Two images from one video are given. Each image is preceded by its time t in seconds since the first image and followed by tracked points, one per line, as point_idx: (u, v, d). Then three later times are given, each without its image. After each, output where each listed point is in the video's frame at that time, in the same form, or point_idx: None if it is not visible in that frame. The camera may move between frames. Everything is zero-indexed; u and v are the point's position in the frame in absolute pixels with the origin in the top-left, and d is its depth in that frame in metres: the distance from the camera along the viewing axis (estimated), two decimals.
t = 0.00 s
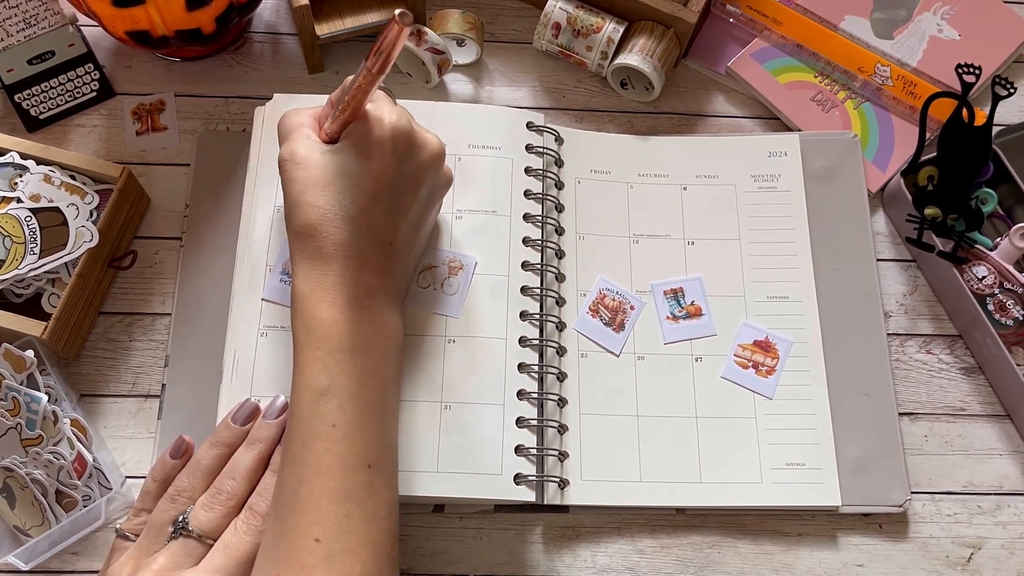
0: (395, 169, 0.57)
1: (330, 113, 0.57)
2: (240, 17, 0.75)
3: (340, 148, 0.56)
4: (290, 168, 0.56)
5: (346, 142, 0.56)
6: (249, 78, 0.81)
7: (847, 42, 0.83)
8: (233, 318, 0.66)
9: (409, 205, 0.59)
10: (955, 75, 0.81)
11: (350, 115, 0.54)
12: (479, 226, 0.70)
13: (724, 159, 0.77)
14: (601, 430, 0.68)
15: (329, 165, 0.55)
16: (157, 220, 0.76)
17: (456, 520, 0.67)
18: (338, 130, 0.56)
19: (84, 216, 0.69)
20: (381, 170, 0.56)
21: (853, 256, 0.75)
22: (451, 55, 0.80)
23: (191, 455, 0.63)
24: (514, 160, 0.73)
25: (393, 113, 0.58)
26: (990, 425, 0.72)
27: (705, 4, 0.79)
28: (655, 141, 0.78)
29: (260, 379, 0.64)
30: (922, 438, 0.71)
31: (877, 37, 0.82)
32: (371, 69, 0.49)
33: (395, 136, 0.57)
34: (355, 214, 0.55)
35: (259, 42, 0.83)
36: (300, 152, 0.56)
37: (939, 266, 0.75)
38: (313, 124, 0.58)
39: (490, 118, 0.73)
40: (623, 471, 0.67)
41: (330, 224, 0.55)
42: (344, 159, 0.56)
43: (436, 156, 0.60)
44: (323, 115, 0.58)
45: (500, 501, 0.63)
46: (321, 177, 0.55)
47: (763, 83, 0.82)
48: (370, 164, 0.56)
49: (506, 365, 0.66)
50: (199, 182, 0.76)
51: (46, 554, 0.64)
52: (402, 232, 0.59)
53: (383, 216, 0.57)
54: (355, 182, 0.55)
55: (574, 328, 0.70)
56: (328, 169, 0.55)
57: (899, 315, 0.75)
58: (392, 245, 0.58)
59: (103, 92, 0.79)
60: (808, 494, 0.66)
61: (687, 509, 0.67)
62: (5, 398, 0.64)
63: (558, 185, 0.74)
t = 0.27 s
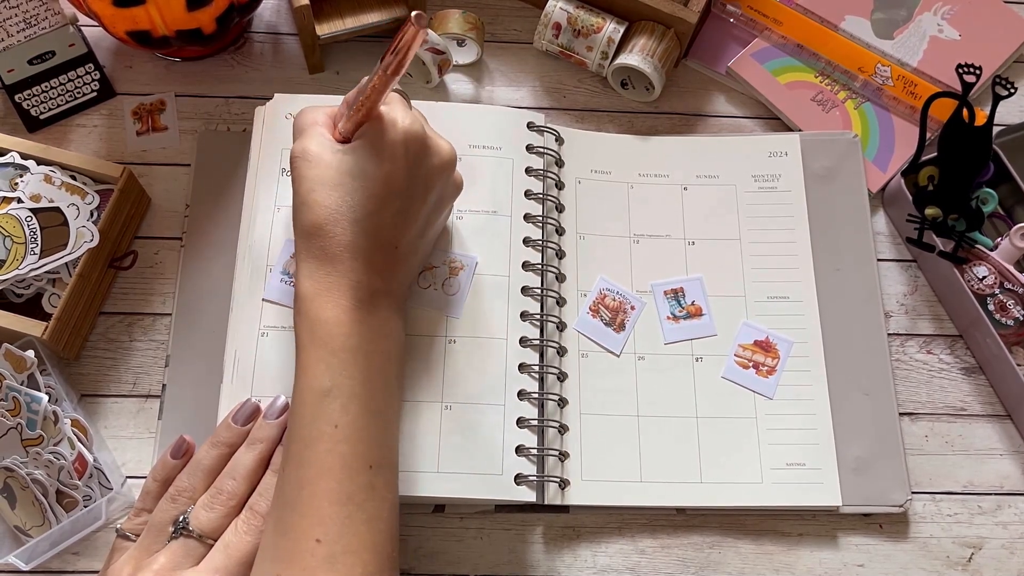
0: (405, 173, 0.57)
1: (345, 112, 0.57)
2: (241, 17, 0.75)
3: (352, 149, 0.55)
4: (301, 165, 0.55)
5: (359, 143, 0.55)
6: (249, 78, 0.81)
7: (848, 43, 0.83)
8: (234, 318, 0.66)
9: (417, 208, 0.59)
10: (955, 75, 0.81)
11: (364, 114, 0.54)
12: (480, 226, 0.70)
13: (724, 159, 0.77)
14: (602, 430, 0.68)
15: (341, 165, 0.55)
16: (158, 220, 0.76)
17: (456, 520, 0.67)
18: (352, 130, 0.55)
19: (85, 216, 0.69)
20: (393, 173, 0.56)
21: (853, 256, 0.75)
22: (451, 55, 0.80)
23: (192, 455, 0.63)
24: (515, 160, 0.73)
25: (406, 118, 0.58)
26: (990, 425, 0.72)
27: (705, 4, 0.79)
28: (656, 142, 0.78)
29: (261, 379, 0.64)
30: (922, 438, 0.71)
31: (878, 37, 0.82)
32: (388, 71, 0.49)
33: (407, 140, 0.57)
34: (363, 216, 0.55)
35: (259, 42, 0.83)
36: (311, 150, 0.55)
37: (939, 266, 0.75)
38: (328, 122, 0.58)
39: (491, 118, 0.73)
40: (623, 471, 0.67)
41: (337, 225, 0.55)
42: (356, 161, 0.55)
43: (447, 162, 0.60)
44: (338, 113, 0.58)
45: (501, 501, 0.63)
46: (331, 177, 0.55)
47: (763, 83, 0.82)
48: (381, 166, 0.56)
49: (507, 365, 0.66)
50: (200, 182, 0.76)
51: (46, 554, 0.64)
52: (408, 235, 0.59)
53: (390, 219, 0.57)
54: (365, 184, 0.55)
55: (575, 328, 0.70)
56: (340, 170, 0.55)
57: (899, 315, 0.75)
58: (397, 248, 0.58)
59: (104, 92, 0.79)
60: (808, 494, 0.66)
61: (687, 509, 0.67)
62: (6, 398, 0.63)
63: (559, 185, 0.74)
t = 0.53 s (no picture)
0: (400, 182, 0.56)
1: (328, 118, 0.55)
2: (239, 17, 0.75)
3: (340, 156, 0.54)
4: (289, 175, 0.53)
5: (347, 150, 0.54)
6: (248, 77, 0.81)
7: (846, 42, 0.83)
8: (232, 318, 0.66)
9: (412, 216, 0.58)
10: (954, 75, 0.81)
11: (355, 120, 0.52)
12: (477, 226, 0.70)
13: (723, 159, 0.77)
14: (600, 430, 0.68)
15: (331, 173, 0.53)
16: (156, 220, 0.76)
17: (455, 520, 0.67)
18: (337, 136, 0.54)
19: (83, 216, 0.69)
20: (386, 181, 0.55)
21: (851, 256, 0.75)
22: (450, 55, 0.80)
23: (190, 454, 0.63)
24: (513, 160, 0.73)
25: (397, 122, 0.56)
26: (988, 424, 0.72)
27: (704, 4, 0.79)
28: (654, 141, 0.78)
29: (259, 379, 0.64)
30: (921, 437, 0.71)
31: (876, 37, 0.82)
32: (383, 76, 0.47)
33: (400, 145, 0.55)
34: (359, 228, 0.54)
35: (258, 42, 0.83)
36: (299, 159, 0.53)
37: (938, 266, 0.75)
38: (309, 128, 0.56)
39: (488, 118, 0.73)
40: (621, 471, 0.67)
41: (332, 236, 0.54)
42: (347, 168, 0.54)
43: (441, 165, 0.59)
44: (318, 118, 0.56)
45: (499, 501, 0.63)
46: (323, 186, 0.53)
47: (761, 82, 0.82)
48: (374, 174, 0.54)
49: (505, 365, 0.66)
50: (198, 181, 0.76)
51: (44, 554, 0.64)
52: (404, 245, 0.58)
53: (386, 228, 0.56)
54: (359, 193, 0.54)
55: (573, 328, 0.70)
56: (331, 177, 0.53)
57: (898, 314, 0.75)
58: (394, 257, 0.58)
59: (102, 92, 0.79)
60: (807, 494, 0.66)
61: (685, 509, 0.67)
62: (4, 398, 0.63)
63: (557, 185, 0.74)
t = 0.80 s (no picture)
0: (391, 188, 0.57)
1: (324, 129, 0.56)
2: (239, 17, 0.75)
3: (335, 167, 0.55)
4: (286, 188, 0.55)
5: (340, 160, 0.55)
6: (248, 78, 0.81)
7: (847, 42, 0.83)
8: (233, 318, 0.66)
9: (404, 220, 0.59)
10: (954, 75, 0.81)
11: (345, 131, 0.54)
12: (478, 226, 0.70)
13: (723, 159, 0.77)
14: (600, 430, 0.68)
15: (324, 182, 0.55)
16: (157, 220, 0.76)
17: (455, 520, 0.67)
18: (331, 147, 0.55)
19: (83, 216, 0.69)
20: (377, 188, 0.56)
21: (852, 256, 0.75)
22: (450, 55, 0.80)
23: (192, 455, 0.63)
24: (513, 160, 0.73)
25: (387, 130, 0.57)
26: (989, 425, 0.72)
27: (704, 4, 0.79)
28: (655, 142, 0.78)
29: (260, 379, 0.64)
30: (921, 438, 0.71)
31: (877, 37, 0.82)
32: (365, 88, 0.49)
33: (390, 153, 0.57)
34: (352, 234, 0.55)
35: (259, 42, 0.83)
36: (295, 171, 0.55)
37: (938, 266, 0.75)
38: (308, 141, 0.58)
39: (489, 118, 0.73)
40: (622, 471, 0.67)
41: (325, 242, 0.55)
42: (338, 176, 0.55)
43: (431, 172, 0.60)
44: (316, 130, 0.58)
45: (499, 501, 0.63)
46: (316, 195, 0.55)
47: (762, 82, 0.82)
48: (365, 182, 0.56)
49: (506, 365, 0.66)
50: (199, 182, 0.76)
51: (45, 554, 0.64)
52: (398, 249, 0.59)
53: (379, 233, 0.57)
54: (352, 201, 0.55)
55: (574, 328, 0.70)
56: (322, 185, 0.55)
57: (898, 314, 0.75)
58: (387, 260, 0.58)
59: (103, 92, 0.79)
60: (807, 493, 0.66)
61: (686, 509, 0.67)
62: (5, 398, 0.63)
63: (557, 185, 0.74)
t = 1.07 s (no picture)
0: (389, 193, 0.57)
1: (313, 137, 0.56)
2: (239, 17, 0.75)
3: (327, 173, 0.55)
4: (279, 198, 0.55)
5: (332, 169, 0.55)
6: (248, 77, 0.81)
7: (847, 42, 0.83)
8: (232, 318, 0.66)
9: (404, 225, 0.59)
10: (954, 75, 0.81)
11: (336, 140, 0.54)
12: (478, 227, 0.70)
13: (723, 159, 0.77)
14: (600, 431, 0.68)
15: (318, 191, 0.55)
16: (157, 220, 0.76)
17: (455, 520, 0.67)
18: (321, 155, 0.55)
19: (83, 216, 0.69)
20: (375, 194, 0.56)
21: (851, 256, 0.75)
22: (450, 55, 0.80)
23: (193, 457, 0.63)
24: (513, 160, 0.73)
25: (381, 134, 0.57)
26: (989, 424, 0.72)
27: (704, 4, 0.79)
28: (655, 142, 0.78)
29: (259, 379, 0.64)
30: (921, 437, 0.71)
31: (876, 37, 0.82)
32: (365, 99, 0.49)
33: (386, 157, 0.57)
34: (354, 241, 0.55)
35: (259, 42, 0.83)
36: (287, 181, 0.55)
37: (938, 266, 0.75)
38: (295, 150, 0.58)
39: (489, 118, 0.73)
40: (622, 471, 0.67)
41: (330, 249, 0.55)
42: (332, 185, 0.55)
43: (427, 174, 0.60)
44: (301, 139, 0.58)
45: (499, 501, 0.63)
46: (313, 204, 0.55)
47: (762, 82, 0.82)
48: (361, 188, 0.56)
49: (506, 365, 0.66)
50: (199, 182, 0.76)
51: (44, 554, 0.64)
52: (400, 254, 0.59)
53: (382, 238, 0.57)
54: (348, 207, 0.55)
55: (573, 328, 0.70)
56: (318, 195, 0.55)
57: (898, 314, 0.75)
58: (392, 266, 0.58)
59: (103, 92, 0.79)
60: (807, 493, 0.66)
61: (685, 509, 0.67)
62: (4, 398, 0.63)
63: (557, 185, 0.74)
